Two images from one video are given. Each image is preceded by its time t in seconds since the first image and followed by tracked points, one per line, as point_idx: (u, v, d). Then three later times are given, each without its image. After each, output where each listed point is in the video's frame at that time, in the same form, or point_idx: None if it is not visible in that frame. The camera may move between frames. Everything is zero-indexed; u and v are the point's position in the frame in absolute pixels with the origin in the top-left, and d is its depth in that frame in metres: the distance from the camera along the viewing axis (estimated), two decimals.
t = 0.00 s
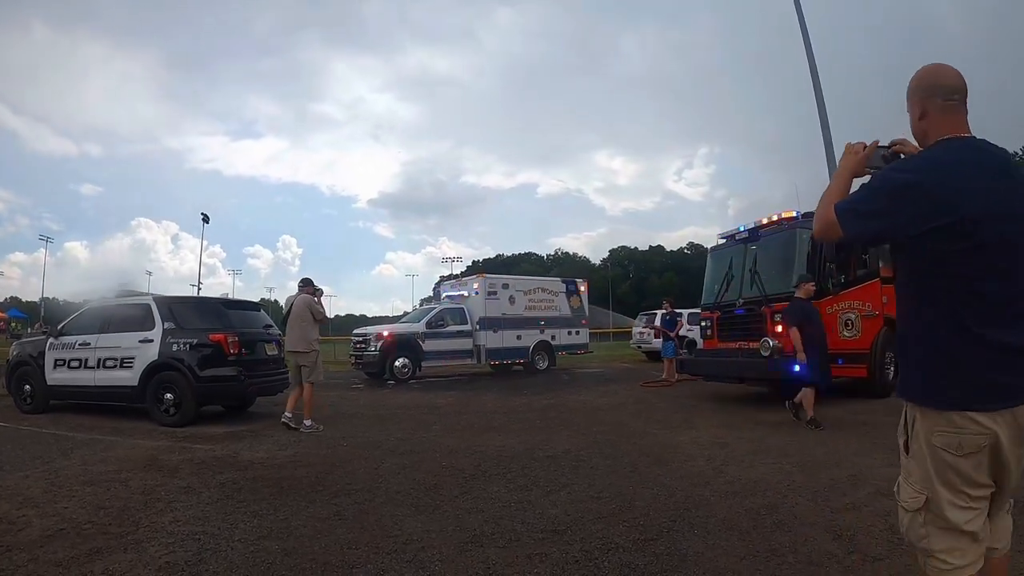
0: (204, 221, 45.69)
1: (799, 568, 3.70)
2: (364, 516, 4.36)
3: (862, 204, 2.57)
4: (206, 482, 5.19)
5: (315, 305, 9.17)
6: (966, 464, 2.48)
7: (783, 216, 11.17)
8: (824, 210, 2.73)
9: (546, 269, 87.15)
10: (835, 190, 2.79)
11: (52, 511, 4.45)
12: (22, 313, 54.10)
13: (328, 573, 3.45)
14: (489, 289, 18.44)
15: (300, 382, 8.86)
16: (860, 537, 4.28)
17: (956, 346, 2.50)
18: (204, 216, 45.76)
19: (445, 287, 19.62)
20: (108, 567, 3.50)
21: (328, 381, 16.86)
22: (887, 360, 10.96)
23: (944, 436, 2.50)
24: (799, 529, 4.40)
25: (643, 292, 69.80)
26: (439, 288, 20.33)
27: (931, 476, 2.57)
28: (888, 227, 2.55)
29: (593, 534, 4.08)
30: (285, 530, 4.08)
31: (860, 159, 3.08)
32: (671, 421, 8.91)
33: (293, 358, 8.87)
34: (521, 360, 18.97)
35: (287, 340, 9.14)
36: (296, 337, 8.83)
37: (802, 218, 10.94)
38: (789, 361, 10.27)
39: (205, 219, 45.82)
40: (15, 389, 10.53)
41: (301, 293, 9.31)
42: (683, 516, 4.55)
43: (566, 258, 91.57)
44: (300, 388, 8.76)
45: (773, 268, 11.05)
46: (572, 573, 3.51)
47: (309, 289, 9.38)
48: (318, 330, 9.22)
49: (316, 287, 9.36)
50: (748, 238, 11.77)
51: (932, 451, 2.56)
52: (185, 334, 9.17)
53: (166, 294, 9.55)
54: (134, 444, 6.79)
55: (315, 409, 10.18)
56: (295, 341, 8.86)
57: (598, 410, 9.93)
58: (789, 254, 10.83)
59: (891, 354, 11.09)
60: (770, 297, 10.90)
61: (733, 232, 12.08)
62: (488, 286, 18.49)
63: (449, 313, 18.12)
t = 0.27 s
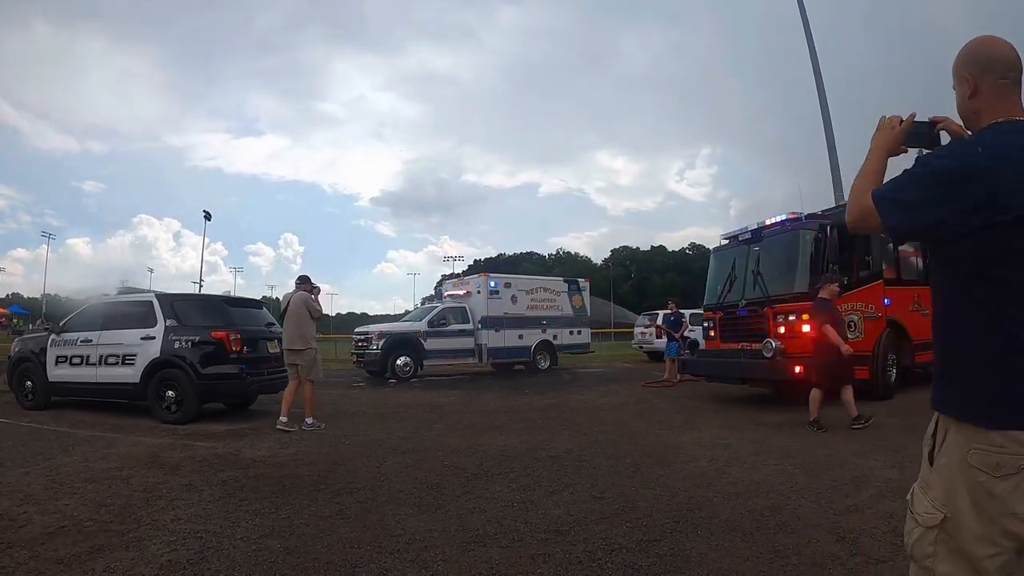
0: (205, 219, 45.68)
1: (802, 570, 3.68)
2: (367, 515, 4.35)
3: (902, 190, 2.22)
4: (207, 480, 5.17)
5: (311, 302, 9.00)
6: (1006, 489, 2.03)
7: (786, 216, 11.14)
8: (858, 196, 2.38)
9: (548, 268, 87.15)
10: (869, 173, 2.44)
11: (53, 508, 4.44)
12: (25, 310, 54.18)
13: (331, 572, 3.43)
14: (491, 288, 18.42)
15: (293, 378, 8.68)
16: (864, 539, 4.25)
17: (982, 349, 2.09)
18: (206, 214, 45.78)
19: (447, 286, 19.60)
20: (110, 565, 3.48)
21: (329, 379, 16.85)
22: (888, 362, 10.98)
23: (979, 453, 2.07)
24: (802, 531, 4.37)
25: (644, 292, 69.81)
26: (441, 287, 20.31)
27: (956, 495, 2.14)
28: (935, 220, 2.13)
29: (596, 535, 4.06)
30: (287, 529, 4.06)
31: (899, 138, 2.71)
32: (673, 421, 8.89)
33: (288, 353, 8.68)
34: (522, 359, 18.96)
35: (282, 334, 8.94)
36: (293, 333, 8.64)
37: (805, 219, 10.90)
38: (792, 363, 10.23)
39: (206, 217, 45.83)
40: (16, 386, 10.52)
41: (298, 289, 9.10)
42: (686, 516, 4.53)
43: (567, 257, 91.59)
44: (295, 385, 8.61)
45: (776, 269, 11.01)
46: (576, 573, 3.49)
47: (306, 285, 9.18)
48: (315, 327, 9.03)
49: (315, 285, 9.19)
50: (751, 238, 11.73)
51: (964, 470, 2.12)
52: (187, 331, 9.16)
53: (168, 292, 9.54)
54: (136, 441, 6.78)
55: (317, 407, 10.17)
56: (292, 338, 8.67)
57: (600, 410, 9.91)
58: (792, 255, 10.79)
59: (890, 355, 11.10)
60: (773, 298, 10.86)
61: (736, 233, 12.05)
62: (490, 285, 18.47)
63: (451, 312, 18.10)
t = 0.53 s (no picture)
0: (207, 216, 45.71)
1: (806, 570, 3.66)
2: (368, 513, 4.34)
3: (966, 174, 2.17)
4: (209, 477, 5.16)
5: (308, 300, 8.73)
6: None
7: (789, 217, 11.11)
8: (915, 183, 2.33)
9: (549, 268, 87.13)
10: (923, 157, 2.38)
11: (54, 505, 4.43)
12: (26, 307, 54.25)
13: (333, 570, 3.42)
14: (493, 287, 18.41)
15: (286, 376, 8.54)
16: (867, 540, 4.23)
17: None
18: (207, 212, 45.79)
19: (448, 284, 19.59)
20: (111, 563, 3.47)
21: (331, 377, 16.86)
22: (890, 363, 10.96)
23: None
24: (805, 531, 4.35)
25: (645, 292, 69.76)
26: (443, 286, 20.30)
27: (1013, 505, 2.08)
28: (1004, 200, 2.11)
29: (599, 535, 4.04)
30: (289, 527, 4.05)
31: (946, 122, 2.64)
32: (675, 421, 8.88)
33: (281, 351, 8.52)
34: (523, 359, 18.95)
35: (277, 331, 8.79)
36: (286, 332, 8.45)
37: (808, 220, 10.87)
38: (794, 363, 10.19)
39: (208, 215, 45.86)
40: (18, 383, 10.53)
41: (294, 286, 8.87)
42: (689, 516, 4.51)
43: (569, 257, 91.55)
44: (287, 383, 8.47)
45: (778, 270, 10.99)
46: (578, 573, 3.47)
47: (302, 284, 8.95)
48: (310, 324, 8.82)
49: (311, 283, 9.03)
50: (754, 238, 11.70)
51: None
52: (188, 328, 9.15)
53: (169, 289, 9.53)
54: (137, 438, 6.77)
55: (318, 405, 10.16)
56: (285, 336, 8.48)
57: (601, 410, 9.90)
58: (795, 256, 10.76)
59: (893, 356, 11.06)
60: (775, 298, 10.83)
61: (739, 233, 12.02)
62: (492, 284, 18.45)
63: (452, 311, 18.10)
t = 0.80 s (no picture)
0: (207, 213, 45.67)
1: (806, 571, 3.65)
2: (369, 512, 4.33)
3: (994, 145, 2.19)
4: (209, 475, 5.15)
5: (303, 297, 8.70)
6: None
7: (790, 217, 11.10)
8: (946, 155, 2.34)
9: (549, 267, 87.10)
10: (954, 127, 2.38)
11: (54, 502, 4.42)
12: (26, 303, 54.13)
13: (333, 569, 3.41)
14: (493, 286, 18.40)
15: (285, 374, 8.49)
16: (868, 540, 4.22)
17: None
18: (207, 210, 45.77)
19: (449, 283, 19.58)
20: (111, 560, 3.46)
21: (330, 376, 16.85)
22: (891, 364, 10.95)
23: None
24: (806, 531, 4.35)
25: (645, 291, 69.72)
26: (443, 284, 20.29)
27: None
28: None
29: (600, 534, 4.03)
30: (289, 525, 4.04)
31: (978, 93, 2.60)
32: (675, 421, 8.87)
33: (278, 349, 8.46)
34: (523, 358, 18.94)
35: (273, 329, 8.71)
36: (281, 329, 8.41)
37: (809, 221, 10.85)
38: (795, 364, 10.18)
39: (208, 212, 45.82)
40: (18, 380, 10.52)
41: (291, 283, 8.86)
42: (690, 516, 4.50)
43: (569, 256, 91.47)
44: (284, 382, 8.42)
45: (779, 270, 10.97)
46: (579, 573, 3.46)
47: (299, 280, 8.95)
48: (305, 323, 8.79)
49: (307, 280, 9.02)
50: (755, 239, 11.70)
51: None
52: (188, 326, 9.15)
53: (169, 287, 9.52)
54: (136, 436, 6.76)
55: (317, 403, 10.14)
56: (280, 334, 8.43)
57: (601, 409, 9.89)
58: (796, 256, 10.75)
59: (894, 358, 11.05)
60: (775, 299, 10.82)
61: (740, 233, 12.01)
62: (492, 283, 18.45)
63: (453, 310, 18.09)
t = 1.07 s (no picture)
0: (207, 210, 45.68)
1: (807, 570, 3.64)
2: (370, 510, 4.32)
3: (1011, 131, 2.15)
4: (208, 472, 5.14)
5: (304, 294, 8.70)
6: None
7: (791, 217, 11.09)
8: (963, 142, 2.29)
9: (549, 266, 87.07)
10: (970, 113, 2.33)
11: (53, 499, 4.41)
12: (26, 299, 54.02)
13: (334, 567, 3.39)
14: (493, 285, 18.38)
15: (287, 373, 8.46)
16: (868, 541, 4.21)
17: None
18: (207, 207, 45.73)
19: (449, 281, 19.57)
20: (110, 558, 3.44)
21: (330, 373, 16.84)
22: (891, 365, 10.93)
23: None
24: (807, 531, 4.34)
25: (645, 291, 69.71)
26: (443, 283, 20.28)
27: None
28: None
29: (601, 533, 4.02)
30: (289, 523, 4.02)
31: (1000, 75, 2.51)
32: (675, 420, 8.87)
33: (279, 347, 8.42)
34: (523, 356, 18.94)
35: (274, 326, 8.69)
36: (281, 327, 8.39)
37: (810, 221, 10.85)
38: (795, 363, 10.18)
39: (208, 209, 45.79)
40: (18, 376, 10.50)
41: (291, 280, 8.85)
42: (691, 516, 4.49)
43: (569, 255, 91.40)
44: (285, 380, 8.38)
45: (779, 271, 10.96)
46: (581, 572, 3.44)
47: (299, 277, 8.93)
48: (307, 320, 8.76)
49: (308, 277, 9.01)
50: (756, 238, 11.68)
51: None
52: (188, 323, 9.13)
53: (169, 283, 9.49)
54: (136, 433, 6.75)
55: (317, 401, 10.13)
56: (280, 332, 8.40)
57: (601, 408, 9.88)
58: (796, 256, 10.74)
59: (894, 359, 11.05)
60: (776, 299, 10.81)
61: (741, 233, 12.00)
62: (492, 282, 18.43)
63: (453, 308, 18.08)
